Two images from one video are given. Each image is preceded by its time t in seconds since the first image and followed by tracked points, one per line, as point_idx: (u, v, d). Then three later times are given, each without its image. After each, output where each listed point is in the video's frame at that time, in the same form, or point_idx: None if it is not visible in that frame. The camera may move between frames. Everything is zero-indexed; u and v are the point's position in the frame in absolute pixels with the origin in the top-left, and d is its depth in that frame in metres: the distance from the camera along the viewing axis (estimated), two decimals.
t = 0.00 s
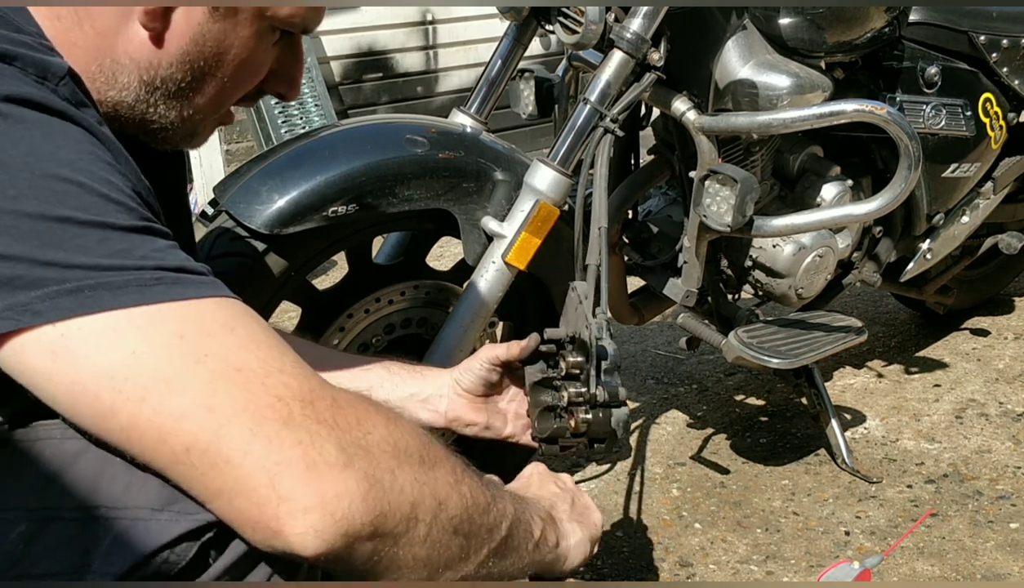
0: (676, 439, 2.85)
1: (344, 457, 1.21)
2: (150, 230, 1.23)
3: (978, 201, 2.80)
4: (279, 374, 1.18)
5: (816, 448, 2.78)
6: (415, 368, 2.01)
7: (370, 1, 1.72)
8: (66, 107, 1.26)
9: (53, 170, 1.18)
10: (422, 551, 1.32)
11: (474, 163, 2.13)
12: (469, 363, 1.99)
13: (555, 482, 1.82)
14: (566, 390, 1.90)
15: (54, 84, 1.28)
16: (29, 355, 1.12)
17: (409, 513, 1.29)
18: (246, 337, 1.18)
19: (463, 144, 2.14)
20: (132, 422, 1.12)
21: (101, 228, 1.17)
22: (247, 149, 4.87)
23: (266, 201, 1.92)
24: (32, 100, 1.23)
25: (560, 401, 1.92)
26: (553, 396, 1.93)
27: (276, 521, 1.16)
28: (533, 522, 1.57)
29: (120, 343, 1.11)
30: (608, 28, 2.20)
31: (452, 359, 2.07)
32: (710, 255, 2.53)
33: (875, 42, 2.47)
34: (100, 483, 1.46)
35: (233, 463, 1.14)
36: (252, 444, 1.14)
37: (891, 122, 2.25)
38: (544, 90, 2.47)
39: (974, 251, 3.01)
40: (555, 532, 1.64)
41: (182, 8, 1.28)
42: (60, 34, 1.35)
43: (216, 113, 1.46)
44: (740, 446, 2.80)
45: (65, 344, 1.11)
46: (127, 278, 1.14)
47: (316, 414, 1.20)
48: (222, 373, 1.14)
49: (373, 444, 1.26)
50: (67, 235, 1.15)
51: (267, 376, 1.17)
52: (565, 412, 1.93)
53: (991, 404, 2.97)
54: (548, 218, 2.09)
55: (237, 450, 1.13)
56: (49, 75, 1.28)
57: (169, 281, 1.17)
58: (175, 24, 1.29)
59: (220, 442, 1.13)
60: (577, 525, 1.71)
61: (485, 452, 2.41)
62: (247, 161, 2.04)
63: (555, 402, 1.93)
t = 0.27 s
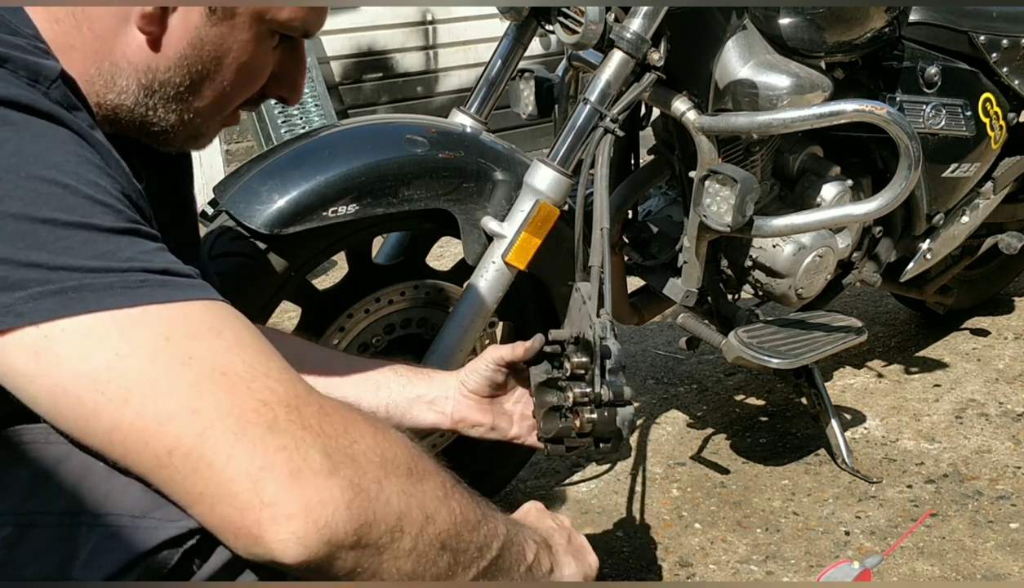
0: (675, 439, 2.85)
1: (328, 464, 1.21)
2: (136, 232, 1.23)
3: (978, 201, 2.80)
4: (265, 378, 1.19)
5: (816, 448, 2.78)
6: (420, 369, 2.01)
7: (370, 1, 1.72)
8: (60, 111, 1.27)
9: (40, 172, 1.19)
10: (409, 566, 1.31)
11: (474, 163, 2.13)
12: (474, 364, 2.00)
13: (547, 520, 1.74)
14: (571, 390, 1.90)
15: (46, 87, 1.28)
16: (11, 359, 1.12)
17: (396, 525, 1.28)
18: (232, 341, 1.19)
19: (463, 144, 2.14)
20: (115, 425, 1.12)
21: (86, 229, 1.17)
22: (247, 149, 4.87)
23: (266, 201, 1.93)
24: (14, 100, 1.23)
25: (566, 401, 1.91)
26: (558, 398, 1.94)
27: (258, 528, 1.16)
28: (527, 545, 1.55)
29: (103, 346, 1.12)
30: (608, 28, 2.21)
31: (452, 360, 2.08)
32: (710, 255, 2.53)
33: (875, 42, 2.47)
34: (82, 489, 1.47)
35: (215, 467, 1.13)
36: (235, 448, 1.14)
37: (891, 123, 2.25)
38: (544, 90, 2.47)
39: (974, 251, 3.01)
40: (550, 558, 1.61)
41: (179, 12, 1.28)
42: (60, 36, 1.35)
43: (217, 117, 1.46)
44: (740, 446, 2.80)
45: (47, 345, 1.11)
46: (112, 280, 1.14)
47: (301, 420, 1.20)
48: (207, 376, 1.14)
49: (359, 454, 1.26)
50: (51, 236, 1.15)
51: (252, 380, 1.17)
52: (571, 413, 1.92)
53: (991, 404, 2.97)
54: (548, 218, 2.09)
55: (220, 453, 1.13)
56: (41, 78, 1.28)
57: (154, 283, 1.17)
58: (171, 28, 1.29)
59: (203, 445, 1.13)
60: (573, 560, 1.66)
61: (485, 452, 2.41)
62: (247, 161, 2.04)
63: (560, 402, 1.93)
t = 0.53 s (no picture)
0: (676, 439, 2.85)
1: (332, 463, 1.21)
2: (137, 232, 1.23)
3: (979, 201, 2.80)
4: (269, 377, 1.19)
5: (816, 448, 2.78)
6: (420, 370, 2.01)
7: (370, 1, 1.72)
8: (57, 112, 1.27)
9: (40, 172, 1.19)
10: (413, 566, 1.31)
11: (474, 163, 2.13)
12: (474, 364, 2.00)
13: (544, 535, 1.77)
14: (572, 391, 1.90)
15: (45, 88, 1.28)
16: (13, 360, 1.12)
17: (400, 524, 1.28)
18: (236, 340, 1.19)
19: (463, 144, 2.14)
20: (118, 424, 1.12)
21: (86, 230, 1.17)
22: (246, 149, 4.87)
23: (266, 201, 1.93)
24: (12, 101, 1.23)
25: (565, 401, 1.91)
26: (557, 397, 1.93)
27: (263, 527, 1.16)
28: (527, 552, 1.55)
29: (107, 345, 1.12)
30: (608, 28, 2.20)
31: (452, 361, 2.08)
32: (710, 255, 2.53)
33: (875, 42, 2.47)
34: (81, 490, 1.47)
35: (220, 466, 1.13)
36: (239, 447, 1.14)
37: (891, 122, 2.25)
38: (544, 90, 2.47)
39: (974, 251, 3.01)
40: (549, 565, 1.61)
41: (179, 12, 1.28)
42: (58, 37, 1.36)
43: (217, 116, 1.46)
44: (740, 446, 2.80)
45: (50, 345, 1.11)
46: (113, 280, 1.15)
47: (306, 418, 1.20)
48: (211, 375, 1.14)
49: (363, 453, 1.26)
50: (52, 236, 1.16)
51: (257, 379, 1.17)
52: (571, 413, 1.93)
53: (991, 404, 2.97)
54: (548, 218, 2.09)
55: (224, 452, 1.13)
56: (40, 79, 1.28)
57: (156, 283, 1.17)
58: (170, 29, 1.29)
59: (208, 445, 1.13)
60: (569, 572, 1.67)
61: (486, 452, 2.41)
62: (247, 161, 2.04)
63: (560, 402, 1.93)
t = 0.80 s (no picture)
0: (676, 439, 2.85)
1: (336, 462, 1.20)
2: (141, 233, 1.23)
3: (979, 201, 2.80)
4: (273, 377, 1.19)
5: (816, 448, 2.78)
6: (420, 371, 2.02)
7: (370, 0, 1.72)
8: (57, 112, 1.26)
9: (42, 174, 1.18)
10: (416, 563, 1.31)
11: (474, 163, 2.13)
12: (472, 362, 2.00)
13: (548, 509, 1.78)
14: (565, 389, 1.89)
15: (46, 89, 1.28)
16: (17, 360, 1.12)
17: (403, 523, 1.28)
18: (239, 340, 1.19)
19: (464, 144, 2.14)
20: (122, 424, 1.12)
21: (90, 231, 1.17)
22: (247, 149, 4.88)
23: (266, 201, 1.93)
24: (13, 101, 1.22)
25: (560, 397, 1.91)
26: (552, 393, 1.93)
27: (268, 527, 1.16)
28: (529, 541, 1.55)
29: (110, 346, 1.12)
30: (608, 27, 2.21)
31: (451, 361, 2.07)
32: (709, 255, 2.53)
33: (875, 42, 2.47)
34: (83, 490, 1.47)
35: (224, 466, 1.13)
36: (243, 448, 1.14)
37: (891, 123, 2.25)
38: (544, 90, 2.47)
39: (974, 251, 3.01)
40: (551, 554, 1.61)
41: (178, 10, 1.28)
42: (57, 37, 1.35)
43: (216, 117, 1.46)
44: (740, 446, 2.80)
45: (55, 345, 1.12)
46: (117, 281, 1.15)
47: (309, 419, 1.20)
48: (215, 375, 1.14)
49: (366, 452, 1.26)
50: (56, 238, 1.16)
51: (260, 379, 1.17)
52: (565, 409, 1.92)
53: (991, 404, 2.97)
54: (548, 218, 2.09)
55: (228, 452, 1.13)
56: (41, 80, 1.28)
57: (160, 283, 1.17)
58: (169, 29, 1.29)
59: (211, 445, 1.13)
60: (573, 553, 1.67)
61: (485, 452, 2.41)
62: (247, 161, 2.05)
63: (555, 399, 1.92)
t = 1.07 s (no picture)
0: (675, 439, 2.85)
1: (336, 459, 1.20)
2: (139, 233, 1.23)
3: (978, 201, 2.80)
4: (270, 376, 1.18)
5: (816, 448, 2.78)
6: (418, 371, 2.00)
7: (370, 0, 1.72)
8: (53, 113, 1.26)
9: (39, 176, 1.19)
10: (418, 549, 1.31)
11: (474, 163, 2.13)
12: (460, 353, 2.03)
13: (542, 451, 1.69)
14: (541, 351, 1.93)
15: (42, 90, 1.28)
16: (18, 362, 1.12)
17: (406, 511, 1.27)
18: (237, 340, 1.19)
19: (463, 144, 2.14)
20: (122, 427, 1.12)
21: (87, 232, 1.17)
22: (246, 149, 4.87)
23: (266, 201, 1.92)
24: (8, 103, 1.22)
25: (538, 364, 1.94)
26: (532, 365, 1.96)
27: (272, 528, 1.16)
28: (522, 501, 1.52)
29: (108, 348, 1.12)
30: (608, 27, 2.20)
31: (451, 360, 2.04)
32: (710, 255, 2.53)
33: (875, 42, 2.47)
34: (84, 489, 1.47)
35: (224, 467, 1.13)
36: (242, 449, 1.14)
37: (891, 122, 2.25)
38: (544, 90, 2.47)
39: (974, 251, 3.01)
40: (544, 512, 1.56)
41: (170, 12, 1.28)
42: (49, 37, 1.34)
43: (210, 116, 1.47)
44: (740, 446, 2.80)
45: (55, 347, 1.11)
46: (115, 282, 1.14)
47: (307, 417, 1.20)
48: (212, 376, 1.14)
49: (365, 446, 1.25)
50: (53, 240, 1.16)
51: (257, 379, 1.17)
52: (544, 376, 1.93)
53: (991, 404, 2.97)
54: (548, 217, 2.09)
55: (228, 454, 1.13)
56: (37, 81, 1.27)
57: (158, 284, 1.17)
58: (161, 31, 1.29)
59: (210, 448, 1.13)
60: (566, 496, 1.63)
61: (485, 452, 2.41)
62: (247, 161, 2.04)
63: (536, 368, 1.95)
